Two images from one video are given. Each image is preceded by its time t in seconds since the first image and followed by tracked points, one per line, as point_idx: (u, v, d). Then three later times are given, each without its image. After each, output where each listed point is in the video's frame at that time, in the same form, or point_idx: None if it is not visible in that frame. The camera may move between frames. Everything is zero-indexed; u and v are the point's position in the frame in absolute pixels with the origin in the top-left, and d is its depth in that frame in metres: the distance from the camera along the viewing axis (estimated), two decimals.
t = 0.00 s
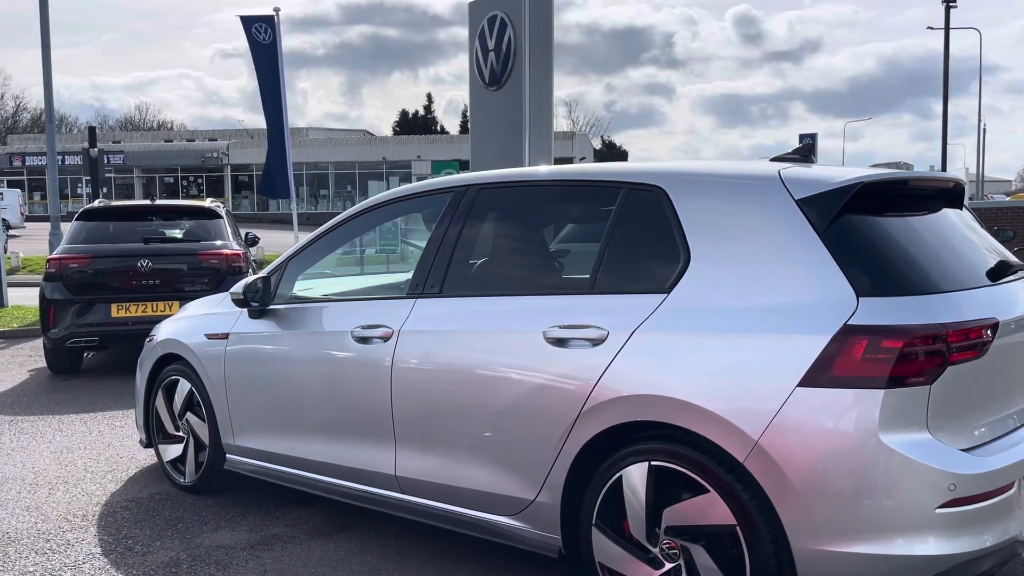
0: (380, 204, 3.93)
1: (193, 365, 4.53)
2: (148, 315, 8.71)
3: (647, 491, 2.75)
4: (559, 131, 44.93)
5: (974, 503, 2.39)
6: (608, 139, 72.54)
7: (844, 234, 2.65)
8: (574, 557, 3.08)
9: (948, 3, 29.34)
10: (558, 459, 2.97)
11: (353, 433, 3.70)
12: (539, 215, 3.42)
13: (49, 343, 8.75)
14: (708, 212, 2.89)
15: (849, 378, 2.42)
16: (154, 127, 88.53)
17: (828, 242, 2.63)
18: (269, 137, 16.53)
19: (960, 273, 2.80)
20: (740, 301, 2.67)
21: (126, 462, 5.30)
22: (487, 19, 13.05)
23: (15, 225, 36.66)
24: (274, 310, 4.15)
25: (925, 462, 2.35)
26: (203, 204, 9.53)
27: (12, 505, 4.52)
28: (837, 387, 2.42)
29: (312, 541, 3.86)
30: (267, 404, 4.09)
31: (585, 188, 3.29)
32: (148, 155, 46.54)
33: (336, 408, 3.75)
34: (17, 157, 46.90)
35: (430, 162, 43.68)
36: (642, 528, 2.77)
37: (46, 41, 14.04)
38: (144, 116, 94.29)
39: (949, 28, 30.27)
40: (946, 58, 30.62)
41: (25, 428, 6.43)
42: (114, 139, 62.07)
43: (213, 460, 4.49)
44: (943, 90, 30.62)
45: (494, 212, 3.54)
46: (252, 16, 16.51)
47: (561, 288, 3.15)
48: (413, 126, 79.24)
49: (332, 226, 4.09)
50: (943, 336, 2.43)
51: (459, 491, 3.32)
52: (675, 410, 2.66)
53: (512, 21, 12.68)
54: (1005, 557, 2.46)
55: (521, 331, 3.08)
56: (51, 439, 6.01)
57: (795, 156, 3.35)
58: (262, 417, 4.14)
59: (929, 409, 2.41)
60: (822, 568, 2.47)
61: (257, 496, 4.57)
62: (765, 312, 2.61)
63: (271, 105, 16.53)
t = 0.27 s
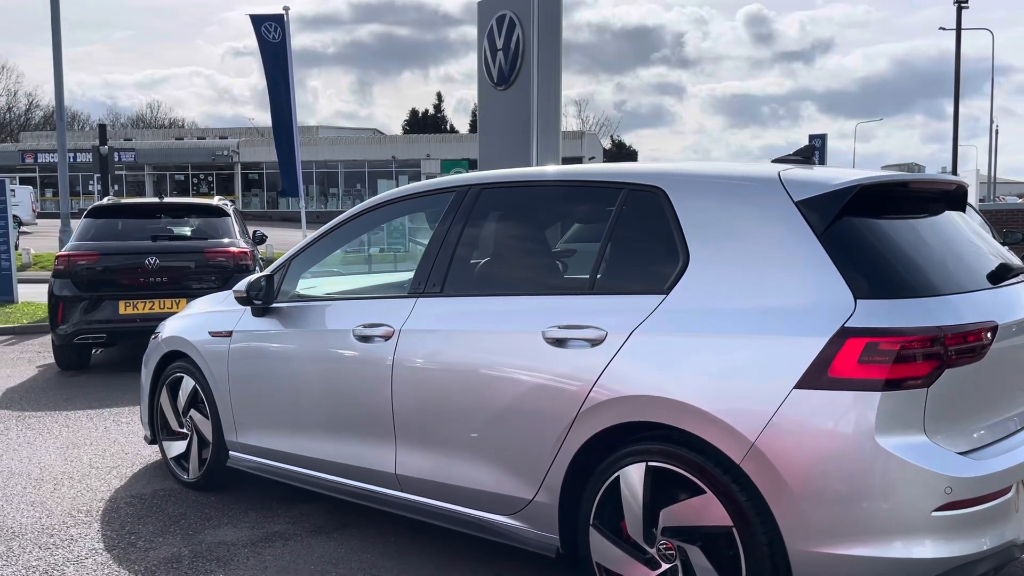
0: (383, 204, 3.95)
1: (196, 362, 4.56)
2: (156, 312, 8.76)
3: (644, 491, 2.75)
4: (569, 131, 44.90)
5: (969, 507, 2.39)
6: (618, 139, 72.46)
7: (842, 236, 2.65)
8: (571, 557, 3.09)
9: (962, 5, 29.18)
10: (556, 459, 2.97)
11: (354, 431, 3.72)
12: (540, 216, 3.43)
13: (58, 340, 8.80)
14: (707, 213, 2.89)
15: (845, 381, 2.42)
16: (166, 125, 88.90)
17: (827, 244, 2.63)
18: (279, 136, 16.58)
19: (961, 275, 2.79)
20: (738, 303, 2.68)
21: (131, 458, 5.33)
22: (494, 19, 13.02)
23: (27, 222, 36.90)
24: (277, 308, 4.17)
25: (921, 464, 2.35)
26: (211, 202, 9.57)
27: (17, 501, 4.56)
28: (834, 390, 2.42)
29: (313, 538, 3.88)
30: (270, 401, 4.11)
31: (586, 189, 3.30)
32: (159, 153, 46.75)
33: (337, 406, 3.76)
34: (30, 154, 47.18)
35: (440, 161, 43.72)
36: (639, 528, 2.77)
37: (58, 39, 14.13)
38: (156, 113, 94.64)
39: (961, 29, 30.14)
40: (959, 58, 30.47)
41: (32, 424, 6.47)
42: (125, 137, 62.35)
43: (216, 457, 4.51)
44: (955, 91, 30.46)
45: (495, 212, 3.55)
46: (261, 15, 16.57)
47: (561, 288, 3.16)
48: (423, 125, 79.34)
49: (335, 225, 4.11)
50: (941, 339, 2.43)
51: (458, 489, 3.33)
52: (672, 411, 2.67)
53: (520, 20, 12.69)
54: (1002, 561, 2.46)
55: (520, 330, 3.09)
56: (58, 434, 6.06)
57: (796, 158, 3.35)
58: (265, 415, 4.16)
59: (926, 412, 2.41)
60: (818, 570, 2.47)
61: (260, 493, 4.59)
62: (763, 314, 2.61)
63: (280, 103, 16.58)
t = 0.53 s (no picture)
0: (388, 202, 3.97)
1: (202, 359, 4.59)
2: (165, 308, 8.80)
3: (643, 491, 2.76)
4: (580, 129, 44.85)
5: (967, 510, 2.38)
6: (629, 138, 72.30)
7: (843, 237, 2.64)
8: (571, 555, 3.09)
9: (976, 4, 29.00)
10: (556, 458, 2.98)
11: (357, 428, 3.73)
12: (542, 215, 3.44)
13: (68, 335, 8.86)
14: (709, 213, 2.89)
15: (843, 382, 2.41)
16: (179, 121, 89.30)
17: (827, 245, 2.63)
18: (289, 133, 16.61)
19: (963, 277, 2.78)
20: (737, 303, 2.68)
21: (138, 453, 5.37)
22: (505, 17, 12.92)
23: (41, 217, 37.15)
24: (282, 305, 4.19)
25: (919, 467, 2.34)
26: (220, 199, 9.61)
27: (25, 494, 4.60)
28: (833, 391, 2.42)
29: (315, 534, 3.90)
30: (274, 398, 4.13)
31: (588, 188, 3.31)
32: (172, 149, 46.95)
33: (341, 403, 3.78)
34: (44, 150, 47.48)
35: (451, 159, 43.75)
36: (637, 528, 2.78)
37: (70, 35, 14.20)
38: (169, 110, 95.06)
39: (975, 30, 29.97)
40: (972, 58, 30.31)
41: (41, 418, 6.52)
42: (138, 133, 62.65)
43: (221, 453, 4.54)
44: (970, 92, 30.27)
45: (499, 211, 3.56)
46: (272, 13, 16.60)
47: (563, 287, 3.17)
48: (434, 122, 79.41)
49: (340, 223, 4.13)
50: (941, 342, 2.42)
51: (459, 487, 3.34)
52: (671, 411, 2.67)
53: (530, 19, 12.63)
54: (1000, 564, 2.45)
55: (521, 329, 3.10)
56: (67, 429, 6.10)
57: (800, 158, 3.34)
58: (269, 411, 4.18)
59: (925, 414, 2.40)
60: (815, 572, 2.47)
61: (264, 489, 4.61)
62: (762, 314, 2.61)
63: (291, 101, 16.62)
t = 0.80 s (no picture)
0: (392, 199, 3.98)
1: (208, 353, 4.62)
2: (175, 302, 8.86)
3: (640, 490, 2.76)
4: (592, 127, 44.80)
5: (965, 512, 2.38)
6: (642, 135, 72.26)
7: (843, 238, 2.63)
8: (569, 553, 3.10)
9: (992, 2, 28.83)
10: (555, 455, 2.99)
11: (360, 425, 3.75)
12: (545, 214, 3.44)
13: (79, 328, 8.93)
14: (709, 213, 2.89)
15: (841, 384, 2.41)
16: (193, 117, 89.74)
17: (827, 245, 2.62)
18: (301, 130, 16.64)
19: (964, 278, 2.77)
20: (736, 303, 2.68)
21: (145, 446, 5.41)
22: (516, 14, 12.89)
23: (56, 212, 37.41)
24: (287, 301, 4.22)
25: (916, 469, 2.34)
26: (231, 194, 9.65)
27: (33, 486, 4.64)
28: (830, 392, 2.41)
29: (318, 529, 3.92)
30: (278, 394, 4.15)
31: (590, 187, 3.31)
32: (185, 144, 47.16)
33: (343, 400, 3.80)
34: (59, 145, 47.79)
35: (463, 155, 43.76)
36: (635, 527, 2.78)
37: (83, 31, 14.27)
38: (183, 105, 95.54)
39: (991, 29, 29.76)
40: (988, 55, 30.11)
41: (51, 411, 6.58)
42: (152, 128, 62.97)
43: (226, 447, 4.57)
44: (986, 90, 30.05)
45: (502, 209, 3.57)
46: (284, 9, 16.64)
47: (564, 286, 3.17)
48: (447, 119, 79.48)
49: (346, 219, 4.15)
50: (940, 343, 2.41)
51: (459, 484, 3.35)
52: (669, 411, 2.68)
53: (542, 15, 12.59)
54: (998, 566, 2.44)
55: (522, 328, 3.11)
56: (76, 422, 6.16)
57: (802, 158, 3.32)
58: (273, 406, 4.21)
59: (922, 416, 2.39)
60: (811, 573, 2.47)
61: (269, 483, 4.64)
62: (761, 315, 2.61)
63: (303, 96, 16.64)
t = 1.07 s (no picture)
0: (396, 195, 3.99)
1: (214, 347, 4.66)
2: (185, 295, 8.92)
3: (637, 486, 2.77)
4: (605, 122, 44.70)
5: (959, 512, 2.37)
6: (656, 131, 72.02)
7: (842, 237, 2.63)
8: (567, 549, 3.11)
9: None
10: (553, 452, 3.00)
11: (362, 419, 3.77)
12: (546, 210, 3.45)
13: (90, 321, 9.00)
14: (708, 211, 2.89)
15: (837, 383, 2.41)
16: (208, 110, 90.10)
17: (826, 244, 2.62)
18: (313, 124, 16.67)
19: (965, 278, 2.76)
20: (734, 302, 2.68)
21: (153, 437, 5.46)
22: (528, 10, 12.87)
23: (72, 204, 37.70)
24: (291, 296, 4.24)
25: (911, 469, 2.33)
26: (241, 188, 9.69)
27: (41, 477, 4.70)
28: (825, 391, 2.41)
29: (320, 522, 3.96)
30: (282, 387, 4.19)
31: (592, 184, 3.32)
32: (200, 138, 47.37)
33: (346, 394, 3.83)
34: (75, 137, 48.11)
35: (475, 150, 43.77)
36: (631, 523, 2.79)
37: (98, 25, 14.36)
38: (198, 99, 95.93)
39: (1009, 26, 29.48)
40: (1006, 51, 29.85)
41: (61, 402, 6.65)
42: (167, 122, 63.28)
43: (231, 440, 4.61)
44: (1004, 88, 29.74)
45: (504, 204, 3.57)
46: (296, 3, 16.64)
47: (564, 282, 3.18)
48: (460, 114, 79.49)
49: (350, 214, 4.17)
50: (936, 343, 2.40)
51: (458, 479, 3.37)
52: (666, 408, 2.68)
53: (553, 11, 12.56)
54: (993, 567, 2.44)
55: (522, 324, 3.12)
56: (85, 413, 6.22)
57: (805, 156, 3.32)
58: (277, 400, 4.24)
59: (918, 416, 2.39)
60: (805, 571, 2.47)
61: (273, 476, 4.68)
62: (758, 313, 2.61)
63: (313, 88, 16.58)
